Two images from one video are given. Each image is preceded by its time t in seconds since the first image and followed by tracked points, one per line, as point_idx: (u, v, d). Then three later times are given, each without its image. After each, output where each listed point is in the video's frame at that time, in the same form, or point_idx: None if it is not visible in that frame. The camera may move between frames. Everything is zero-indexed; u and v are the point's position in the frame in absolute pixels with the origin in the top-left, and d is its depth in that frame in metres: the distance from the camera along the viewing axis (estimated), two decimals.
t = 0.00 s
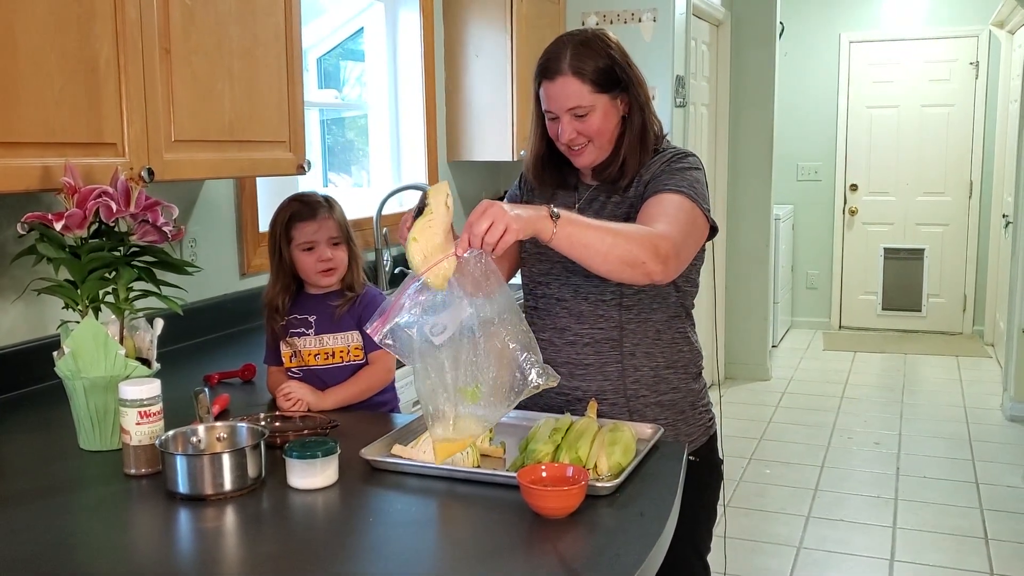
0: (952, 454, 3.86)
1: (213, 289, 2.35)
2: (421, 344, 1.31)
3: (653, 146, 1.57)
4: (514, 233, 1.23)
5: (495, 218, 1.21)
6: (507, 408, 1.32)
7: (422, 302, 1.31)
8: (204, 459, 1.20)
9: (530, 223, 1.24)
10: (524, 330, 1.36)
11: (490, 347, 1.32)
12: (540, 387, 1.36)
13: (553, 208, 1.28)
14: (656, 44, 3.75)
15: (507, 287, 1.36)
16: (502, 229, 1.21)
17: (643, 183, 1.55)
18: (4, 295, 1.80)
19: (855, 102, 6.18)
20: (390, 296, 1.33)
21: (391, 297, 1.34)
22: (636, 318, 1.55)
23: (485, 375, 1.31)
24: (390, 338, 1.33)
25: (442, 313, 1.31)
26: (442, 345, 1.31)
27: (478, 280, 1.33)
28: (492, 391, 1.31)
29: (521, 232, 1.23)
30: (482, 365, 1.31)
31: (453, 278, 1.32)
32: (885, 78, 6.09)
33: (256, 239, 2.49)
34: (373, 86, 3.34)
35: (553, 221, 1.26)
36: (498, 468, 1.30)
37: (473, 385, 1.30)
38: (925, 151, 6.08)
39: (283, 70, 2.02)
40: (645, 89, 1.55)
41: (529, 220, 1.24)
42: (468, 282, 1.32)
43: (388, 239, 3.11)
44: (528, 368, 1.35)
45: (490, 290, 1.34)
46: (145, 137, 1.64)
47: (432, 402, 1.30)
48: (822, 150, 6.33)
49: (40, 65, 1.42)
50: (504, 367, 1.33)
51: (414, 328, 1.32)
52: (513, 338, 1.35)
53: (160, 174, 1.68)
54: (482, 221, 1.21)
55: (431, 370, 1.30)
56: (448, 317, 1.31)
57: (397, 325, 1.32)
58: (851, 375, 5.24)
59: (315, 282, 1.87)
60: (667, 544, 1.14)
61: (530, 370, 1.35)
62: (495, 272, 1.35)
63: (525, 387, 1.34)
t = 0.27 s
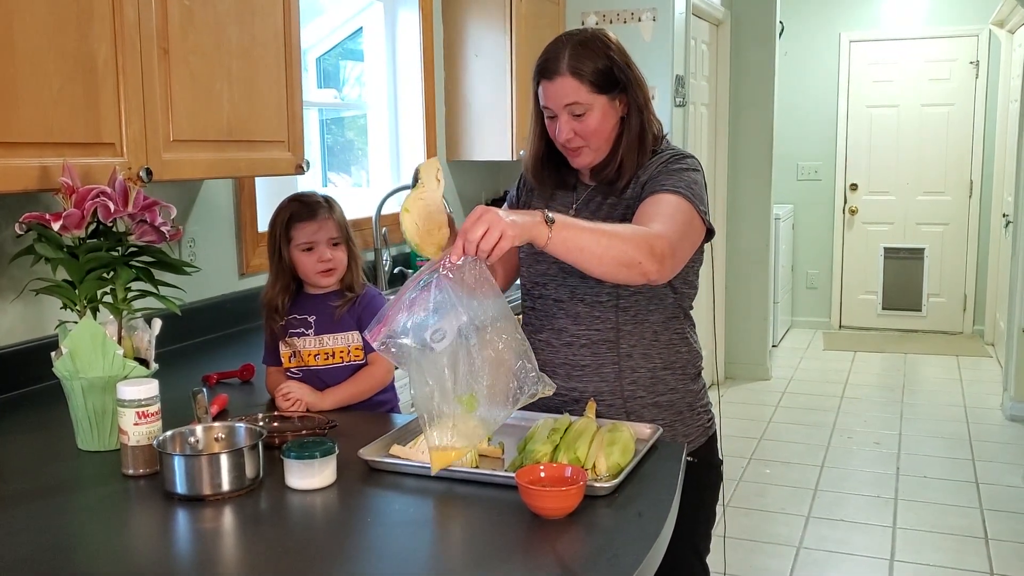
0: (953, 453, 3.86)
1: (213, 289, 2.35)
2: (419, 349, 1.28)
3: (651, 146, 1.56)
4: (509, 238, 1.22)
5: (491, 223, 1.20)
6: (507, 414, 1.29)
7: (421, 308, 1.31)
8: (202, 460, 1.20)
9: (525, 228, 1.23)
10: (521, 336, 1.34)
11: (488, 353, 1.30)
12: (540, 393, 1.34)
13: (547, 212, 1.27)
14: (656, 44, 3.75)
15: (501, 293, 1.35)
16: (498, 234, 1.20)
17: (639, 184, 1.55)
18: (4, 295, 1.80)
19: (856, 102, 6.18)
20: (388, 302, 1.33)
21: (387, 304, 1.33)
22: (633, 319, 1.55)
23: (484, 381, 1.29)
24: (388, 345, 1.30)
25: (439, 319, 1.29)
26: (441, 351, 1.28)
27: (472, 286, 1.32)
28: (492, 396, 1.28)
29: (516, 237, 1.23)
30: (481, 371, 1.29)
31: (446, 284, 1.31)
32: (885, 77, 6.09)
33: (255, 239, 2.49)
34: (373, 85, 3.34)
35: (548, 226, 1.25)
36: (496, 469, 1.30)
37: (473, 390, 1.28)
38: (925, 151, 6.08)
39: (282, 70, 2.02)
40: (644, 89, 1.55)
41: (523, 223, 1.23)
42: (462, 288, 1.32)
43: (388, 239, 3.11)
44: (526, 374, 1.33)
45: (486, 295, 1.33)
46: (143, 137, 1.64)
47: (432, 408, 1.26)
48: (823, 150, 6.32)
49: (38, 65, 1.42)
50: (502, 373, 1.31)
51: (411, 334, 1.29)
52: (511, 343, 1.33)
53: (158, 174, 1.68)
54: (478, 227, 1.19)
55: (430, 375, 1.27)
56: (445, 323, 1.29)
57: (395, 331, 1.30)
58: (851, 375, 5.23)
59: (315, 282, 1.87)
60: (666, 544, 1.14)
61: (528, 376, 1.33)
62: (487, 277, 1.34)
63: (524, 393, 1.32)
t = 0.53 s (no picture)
0: (953, 453, 3.85)
1: (212, 290, 2.35)
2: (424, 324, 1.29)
3: (651, 147, 1.56)
4: (515, 206, 1.23)
5: (497, 189, 1.23)
6: (504, 387, 1.33)
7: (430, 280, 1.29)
8: (200, 461, 1.20)
9: (533, 202, 1.24)
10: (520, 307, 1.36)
11: (490, 326, 1.32)
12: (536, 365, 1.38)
13: (555, 187, 1.27)
14: (655, 44, 3.75)
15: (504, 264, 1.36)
16: (503, 200, 1.23)
17: (639, 186, 1.55)
18: (3, 296, 1.80)
19: (856, 101, 6.17)
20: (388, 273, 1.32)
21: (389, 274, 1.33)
22: (634, 320, 1.54)
23: (485, 353, 1.31)
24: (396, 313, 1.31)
25: (443, 291, 1.29)
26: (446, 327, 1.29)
27: (476, 257, 1.33)
28: (491, 372, 1.32)
29: (522, 206, 1.24)
30: (482, 345, 1.31)
31: (450, 255, 1.31)
32: (885, 77, 6.09)
33: (255, 239, 2.49)
34: (372, 86, 3.34)
35: (554, 201, 1.25)
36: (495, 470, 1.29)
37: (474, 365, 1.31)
38: (925, 150, 6.07)
39: (281, 70, 2.02)
40: (643, 92, 1.55)
41: (530, 194, 1.24)
42: (466, 259, 1.32)
43: (387, 240, 3.11)
44: (525, 345, 1.36)
45: (489, 267, 1.33)
46: (141, 138, 1.64)
47: (432, 384, 1.29)
48: (823, 150, 6.32)
49: (36, 66, 1.42)
50: (502, 346, 1.33)
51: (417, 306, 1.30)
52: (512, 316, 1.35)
53: (157, 174, 1.68)
54: (483, 191, 1.23)
55: (433, 351, 1.29)
56: (450, 296, 1.29)
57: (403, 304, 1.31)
58: (851, 375, 5.23)
59: (313, 284, 1.87)
60: (665, 545, 1.14)
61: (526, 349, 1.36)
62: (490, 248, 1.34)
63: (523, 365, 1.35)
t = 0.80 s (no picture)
0: (953, 452, 3.85)
1: (211, 289, 2.35)
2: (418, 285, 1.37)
3: (652, 145, 1.56)
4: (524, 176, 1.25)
5: (507, 149, 1.25)
6: (498, 349, 1.35)
7: (426, 241, 1.37)
8: (198, 461, 1.20)
9: (540, 176, 1.25)
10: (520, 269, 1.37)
11: (484, 288, 1.35)
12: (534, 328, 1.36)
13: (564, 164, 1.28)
14: (655, 43, 3.75)
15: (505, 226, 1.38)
16: (511, 160, 1.24)
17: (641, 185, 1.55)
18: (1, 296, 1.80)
19: (855, 100, 6.17)
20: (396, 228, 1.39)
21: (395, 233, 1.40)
22: (640, 319, 1.54)
23: (477, 313, 1.34)
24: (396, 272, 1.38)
25: (439, 252, 1.36)
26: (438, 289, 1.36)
27: (471, 219, 1.36)
28: (481, 332, 1.34)
29: (529, 172, 1.25)
30: (475, 307, 1.35)
31: (448, 218, 1.36)
32: (884, 75, 6.08)
33: (254, 239, 2.49)
34: (371, 86, 3.34)
35: (561, 177, 1.25)
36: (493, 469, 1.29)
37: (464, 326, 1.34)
38: (925, 149, 6.07)
39: (279, 69, 2.02)
40: (643, 92, 1.54)
41: (539, 165, 1.25)
42: (462, 223, 1.36)
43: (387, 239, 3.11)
44: (523, 306, 1.36)
45: (485, 230, 1.36)
46: (140, 138, 1.63)
47: (423, 344, 1.36)
48: (823, 149, 6.32)
49: (34, 66, 1.42)
50: (496, 306, 1.34)
51: (415, 266, 1.37)
52: (508, 279, 1.36)
53: (155, 174, 1.68)
54: (493, 149, 1.24)
55: (426, 311, 1.36)
56: (445, 258, 1.36)
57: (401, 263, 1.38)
58: (852, 373, 5.23)
59: (312, 284, 1.87)
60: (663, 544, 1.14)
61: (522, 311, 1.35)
62: (489, 210, 1.37)
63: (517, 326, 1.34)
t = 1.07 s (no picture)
0: (956, 451, 3.85)
1: (213, 290, 2.35)
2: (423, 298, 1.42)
3: (657, 146, 1.55)
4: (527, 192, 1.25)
5: (508, 168, 1.24)
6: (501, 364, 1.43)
7: (430, 257, 1.42)
8: (200, 461, 1.20)
9: (543, 189, 1.25)
10: (522, 286, 1.43)
11: (488, 303, 1.41)
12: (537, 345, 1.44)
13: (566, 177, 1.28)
14: (656, 43, 3.75)
15: (508, 243, 1.44)
16: (513, 179, 1.24)
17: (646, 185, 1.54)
18: (3, 296, 1.80)
19: (857, 99, 6.16)
20: (397, 245, 1.44)
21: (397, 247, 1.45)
22: (647, 319, 1.54)
23: (481, 329, 1.41)
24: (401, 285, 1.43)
25: (442, 270, 1.42)
26: (443, 303, 1.42)
27: (474, 238, 1.41)
28: (485, 347, 1.41)
29: (530, 189, 1.25)
30: (479, 321, 1.41)
31: (451, 235, 1.41)
32: (886, 74, 6.08)
33: (255, 239, 2.49)
34: (372, 85, 3.34)
35: (564, 190, 1.25)
36: (495, 469, 1.29)
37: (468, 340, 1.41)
38: (926, 148, 6.06)
39: (280, 69, 2.02)
40: (649, 91, 1.54)
41: (541, 179, 1.25)
42: (466, 239, 1.41)
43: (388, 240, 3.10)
44: (525, 323, 1.43)
45: (487, 248, 1.42)
46: (141, 138, 1.64)
47: (428, 355, 1.42)
48: (824, 149, 6.31)
49: (35, 67, 1.42)
50: (500, 322, 1.41)
51: (417, 283, 1.42)
52: (511, 295, 1.42)
53: (157, 174, 1.68)
54: (495, 168, 1.23)
55: (431, 323, 1.42)
56: (450, 273, 1.42)
57: (406, 276, 1.43)
58: (854, 373, 5.22)
59: (314, 284, 1.87)
60: (666, 544, 1.14)
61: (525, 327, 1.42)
62: (492, 228, 1.42)
63: (521, 344, 1.42)
